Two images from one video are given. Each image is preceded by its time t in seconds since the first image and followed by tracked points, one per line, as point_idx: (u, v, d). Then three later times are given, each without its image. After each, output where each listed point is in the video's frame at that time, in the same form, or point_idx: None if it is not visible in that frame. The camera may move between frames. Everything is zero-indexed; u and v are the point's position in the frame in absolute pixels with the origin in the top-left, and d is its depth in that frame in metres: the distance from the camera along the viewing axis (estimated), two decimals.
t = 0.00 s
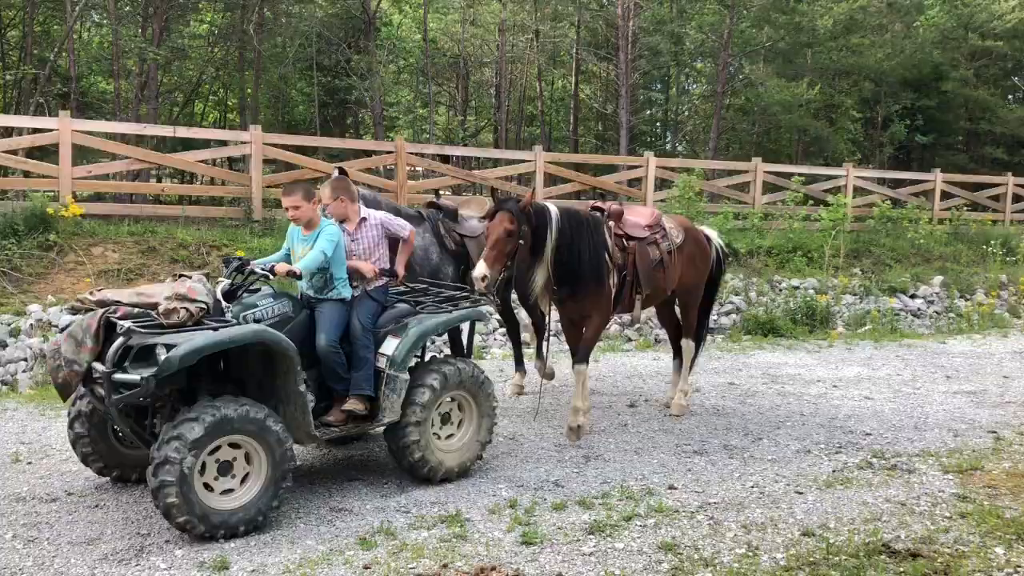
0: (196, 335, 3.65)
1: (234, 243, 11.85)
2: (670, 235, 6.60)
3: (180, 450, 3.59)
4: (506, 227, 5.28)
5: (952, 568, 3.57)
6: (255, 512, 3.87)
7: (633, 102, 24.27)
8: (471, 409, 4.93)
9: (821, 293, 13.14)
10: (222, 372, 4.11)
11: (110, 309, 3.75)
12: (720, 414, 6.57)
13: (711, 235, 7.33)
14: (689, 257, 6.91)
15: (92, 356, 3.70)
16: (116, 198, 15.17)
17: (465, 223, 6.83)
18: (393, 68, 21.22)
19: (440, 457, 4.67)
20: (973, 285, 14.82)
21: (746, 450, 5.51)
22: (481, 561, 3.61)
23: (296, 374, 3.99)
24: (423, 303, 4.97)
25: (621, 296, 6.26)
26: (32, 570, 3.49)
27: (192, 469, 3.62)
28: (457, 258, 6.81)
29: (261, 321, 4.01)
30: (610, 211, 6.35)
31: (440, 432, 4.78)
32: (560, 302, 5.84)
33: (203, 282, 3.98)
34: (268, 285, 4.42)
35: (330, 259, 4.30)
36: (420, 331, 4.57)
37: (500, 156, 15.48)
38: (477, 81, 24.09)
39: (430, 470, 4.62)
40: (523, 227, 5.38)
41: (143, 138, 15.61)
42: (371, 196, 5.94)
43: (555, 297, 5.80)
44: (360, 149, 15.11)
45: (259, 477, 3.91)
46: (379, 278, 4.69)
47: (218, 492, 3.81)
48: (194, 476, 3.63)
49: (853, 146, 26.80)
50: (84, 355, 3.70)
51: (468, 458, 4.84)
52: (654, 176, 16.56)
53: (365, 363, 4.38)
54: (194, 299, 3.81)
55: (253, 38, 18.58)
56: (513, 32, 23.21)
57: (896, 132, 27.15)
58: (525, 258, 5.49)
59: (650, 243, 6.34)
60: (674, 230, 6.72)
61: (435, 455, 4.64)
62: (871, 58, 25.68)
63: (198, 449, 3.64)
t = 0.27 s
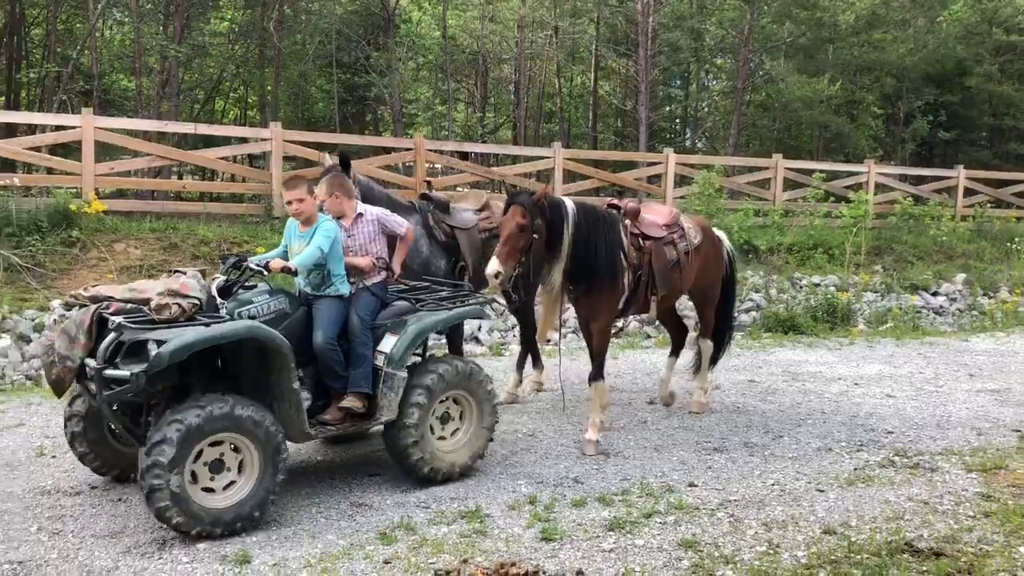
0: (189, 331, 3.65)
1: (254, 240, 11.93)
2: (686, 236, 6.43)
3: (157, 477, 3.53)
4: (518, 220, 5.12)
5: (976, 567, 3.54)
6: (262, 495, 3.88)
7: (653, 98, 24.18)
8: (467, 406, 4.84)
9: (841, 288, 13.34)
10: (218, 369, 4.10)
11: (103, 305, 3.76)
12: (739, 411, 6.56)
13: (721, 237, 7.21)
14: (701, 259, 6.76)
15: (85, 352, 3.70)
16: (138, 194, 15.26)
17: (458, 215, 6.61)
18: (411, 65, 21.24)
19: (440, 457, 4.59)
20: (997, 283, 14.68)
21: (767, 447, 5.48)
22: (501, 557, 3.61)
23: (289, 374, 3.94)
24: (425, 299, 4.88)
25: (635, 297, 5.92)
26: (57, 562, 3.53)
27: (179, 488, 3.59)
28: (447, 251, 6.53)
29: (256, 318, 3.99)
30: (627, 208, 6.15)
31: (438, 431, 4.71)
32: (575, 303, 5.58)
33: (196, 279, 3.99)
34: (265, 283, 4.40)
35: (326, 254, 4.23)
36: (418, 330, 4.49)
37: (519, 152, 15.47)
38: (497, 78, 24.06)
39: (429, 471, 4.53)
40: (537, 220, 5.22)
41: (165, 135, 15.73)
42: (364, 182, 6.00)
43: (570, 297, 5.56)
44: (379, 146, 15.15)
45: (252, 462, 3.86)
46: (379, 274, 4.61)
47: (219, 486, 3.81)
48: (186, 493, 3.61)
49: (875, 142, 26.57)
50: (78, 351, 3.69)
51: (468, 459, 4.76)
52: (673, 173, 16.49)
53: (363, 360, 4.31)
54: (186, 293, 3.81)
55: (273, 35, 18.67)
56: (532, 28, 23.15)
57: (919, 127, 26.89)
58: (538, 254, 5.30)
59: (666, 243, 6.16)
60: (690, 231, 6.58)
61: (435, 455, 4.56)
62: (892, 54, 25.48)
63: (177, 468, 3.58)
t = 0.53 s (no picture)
0: (176, 328, 3.65)
1: (275, 235, 12.01)
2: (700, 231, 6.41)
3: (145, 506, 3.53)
4: (527, 216, 5.10)
5: (1001, 566, 3.51)
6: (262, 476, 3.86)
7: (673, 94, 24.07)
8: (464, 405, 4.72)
9: (863, 285, 13.25)
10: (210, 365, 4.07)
11: (92, 301, 3.79)
12: (759, 407, 6.54)
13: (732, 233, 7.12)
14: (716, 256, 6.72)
15: (75, 347, 3.74)
16: (160, 190, 15.37)
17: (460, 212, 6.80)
18: (431, 61, 21.26)
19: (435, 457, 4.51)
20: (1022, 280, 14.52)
21: (788, 444, 5.46)
22: (521, 551, 3.62)
23: (280, 373, 3.91)
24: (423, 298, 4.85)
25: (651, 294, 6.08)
26: (84, 553, 3.58)
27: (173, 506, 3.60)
28: (446, 246, 6.76)
29: (247, 315, 3.98)
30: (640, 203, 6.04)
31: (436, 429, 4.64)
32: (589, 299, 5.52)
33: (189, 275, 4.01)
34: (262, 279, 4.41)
35: (322, 252, 4.24)
36: (415, 330, 4.42)
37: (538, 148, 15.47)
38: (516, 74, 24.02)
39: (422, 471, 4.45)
40: (546, 215, 5.17)
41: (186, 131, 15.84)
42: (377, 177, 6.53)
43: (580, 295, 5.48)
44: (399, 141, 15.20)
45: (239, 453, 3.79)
46: (378, 272, 4.59)
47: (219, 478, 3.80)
48: (183, 507, 3.63)
49: (897, 138, 26.34)
50: (67, 346, 3.73)
51: (468, 459, 4.68)
52: (693, 169, 16.43)
53: (358, 359, 4.30)
54: (176, 290, 3.82)
55: (294, 31, 18.72)
56: (552, 24, 23.06)
57: (942, 123, 26.63)
58: (549, 247, 5.29)
59: (680, 238, 6.19)
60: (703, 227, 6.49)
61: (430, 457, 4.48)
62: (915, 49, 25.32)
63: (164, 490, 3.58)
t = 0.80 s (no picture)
0: (153, 326, 3.55)
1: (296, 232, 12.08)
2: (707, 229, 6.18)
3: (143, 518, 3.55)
4: (532, 217, 4.87)
5: None
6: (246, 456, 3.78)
7: (694, 89, 23.98)
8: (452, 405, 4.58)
9: (885, 282, 13.15)
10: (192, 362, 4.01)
11: (73, 297, 3.70)
12: (781, 405, 6.52)
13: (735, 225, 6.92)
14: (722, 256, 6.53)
15: (55, 345, 3.63)
16: (183, 186, 15.50)
17: (472, 207, 6.64)
18: (451, 57, 21.29)
19: (426, 457, 4.41)
20: None
21: (810, 442, 5.44)
22: (543, 548, 3.63)
23: (261, 372, 3.84)
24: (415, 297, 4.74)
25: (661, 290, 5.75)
26: (110, 546, 3.62)
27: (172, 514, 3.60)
28: (458, 241, 6.63)
29: (231, 313, 3.92)
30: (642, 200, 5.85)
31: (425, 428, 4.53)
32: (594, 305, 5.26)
33: (173, 268, 3.92)
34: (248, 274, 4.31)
35: (312, 249, 4.17)
36: (403, 329, 4.28)
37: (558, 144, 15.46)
38: (536, 70, 24.00)
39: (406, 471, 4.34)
40: (549, 215, 4.95)
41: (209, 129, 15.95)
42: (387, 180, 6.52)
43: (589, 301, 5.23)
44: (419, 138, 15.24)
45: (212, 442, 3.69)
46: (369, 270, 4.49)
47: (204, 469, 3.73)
48: (185, 514, 3.63)
49: (921, 134, 26.12)
50: (47, 344, 3.63)
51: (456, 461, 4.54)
52: (714, 165, 16.36)
53: (343, 359, 4.21)
54: (155, 287, 3.71)
55: (315, 28, 18.81)
56: (572, 20, 23.03)
57: (967, 118, 26.36)
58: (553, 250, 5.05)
59: (687, 237, 5.94)
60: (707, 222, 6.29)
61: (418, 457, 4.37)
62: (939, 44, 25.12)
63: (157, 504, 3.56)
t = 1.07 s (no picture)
0: (118, 325, 3.47)
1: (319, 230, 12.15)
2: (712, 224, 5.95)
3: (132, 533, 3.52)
4: (540, 209, 4.79)
5: None
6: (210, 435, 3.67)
7: (716, 87, 23.88)
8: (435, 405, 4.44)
9: (910, 280, 13.03)
10: (161, 363, 3.90)
11: (41, 296, 3.63)
12: (805, 403, 6.48)
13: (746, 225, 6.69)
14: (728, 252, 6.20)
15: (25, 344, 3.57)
16: (207, 185, 15.63)
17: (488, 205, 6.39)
18: (473, 56, 21.32)
19: (405, 460, 4.28)
20: None
21: (834, 441, 5.40)
22: (565, 545, 3.63)
23: (230, 375, 3.75)
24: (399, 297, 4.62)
25: (666, 289, 5.54)
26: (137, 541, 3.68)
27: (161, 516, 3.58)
28: (474, 239, 6.45)
29: (202, 312, 3.83)
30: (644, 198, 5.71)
31: (407, 431, 4.40)
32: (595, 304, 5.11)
33: (145, 266, 3.85)
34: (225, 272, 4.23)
35: (292, 247, 4.10)
36: (381, 330, 4.18)
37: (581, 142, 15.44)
38: (558, 68, 23.98)
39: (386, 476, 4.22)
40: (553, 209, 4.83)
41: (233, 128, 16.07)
42: (404, 176, 6.52)
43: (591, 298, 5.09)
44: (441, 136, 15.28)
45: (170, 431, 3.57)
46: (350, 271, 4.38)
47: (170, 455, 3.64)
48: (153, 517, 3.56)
49: (947, 131, 25.86)
50: (17, 342, 3.55)
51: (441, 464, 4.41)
52: (737, 162, 16.28)
53: (320, 359, 4.10)
54: (124, 285, 3.63)
55: (338, 27, 18.93)
56: (594, 17, 22.99)
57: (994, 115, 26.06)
58: (559, 245, 4.94)
59: (691, 232, 5.71)
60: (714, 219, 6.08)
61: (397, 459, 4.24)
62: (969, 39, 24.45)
63: (141, 515, 3.53)
